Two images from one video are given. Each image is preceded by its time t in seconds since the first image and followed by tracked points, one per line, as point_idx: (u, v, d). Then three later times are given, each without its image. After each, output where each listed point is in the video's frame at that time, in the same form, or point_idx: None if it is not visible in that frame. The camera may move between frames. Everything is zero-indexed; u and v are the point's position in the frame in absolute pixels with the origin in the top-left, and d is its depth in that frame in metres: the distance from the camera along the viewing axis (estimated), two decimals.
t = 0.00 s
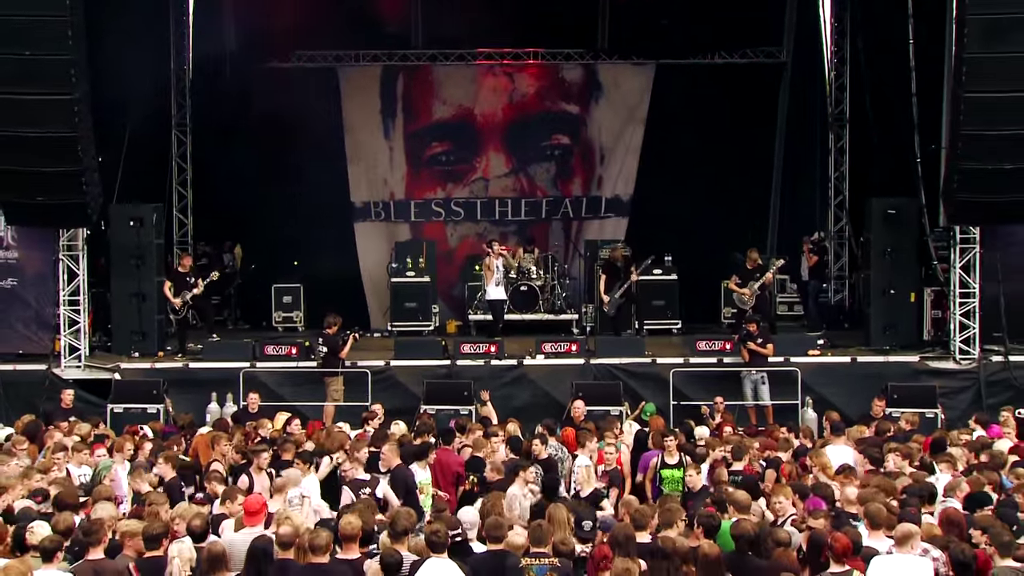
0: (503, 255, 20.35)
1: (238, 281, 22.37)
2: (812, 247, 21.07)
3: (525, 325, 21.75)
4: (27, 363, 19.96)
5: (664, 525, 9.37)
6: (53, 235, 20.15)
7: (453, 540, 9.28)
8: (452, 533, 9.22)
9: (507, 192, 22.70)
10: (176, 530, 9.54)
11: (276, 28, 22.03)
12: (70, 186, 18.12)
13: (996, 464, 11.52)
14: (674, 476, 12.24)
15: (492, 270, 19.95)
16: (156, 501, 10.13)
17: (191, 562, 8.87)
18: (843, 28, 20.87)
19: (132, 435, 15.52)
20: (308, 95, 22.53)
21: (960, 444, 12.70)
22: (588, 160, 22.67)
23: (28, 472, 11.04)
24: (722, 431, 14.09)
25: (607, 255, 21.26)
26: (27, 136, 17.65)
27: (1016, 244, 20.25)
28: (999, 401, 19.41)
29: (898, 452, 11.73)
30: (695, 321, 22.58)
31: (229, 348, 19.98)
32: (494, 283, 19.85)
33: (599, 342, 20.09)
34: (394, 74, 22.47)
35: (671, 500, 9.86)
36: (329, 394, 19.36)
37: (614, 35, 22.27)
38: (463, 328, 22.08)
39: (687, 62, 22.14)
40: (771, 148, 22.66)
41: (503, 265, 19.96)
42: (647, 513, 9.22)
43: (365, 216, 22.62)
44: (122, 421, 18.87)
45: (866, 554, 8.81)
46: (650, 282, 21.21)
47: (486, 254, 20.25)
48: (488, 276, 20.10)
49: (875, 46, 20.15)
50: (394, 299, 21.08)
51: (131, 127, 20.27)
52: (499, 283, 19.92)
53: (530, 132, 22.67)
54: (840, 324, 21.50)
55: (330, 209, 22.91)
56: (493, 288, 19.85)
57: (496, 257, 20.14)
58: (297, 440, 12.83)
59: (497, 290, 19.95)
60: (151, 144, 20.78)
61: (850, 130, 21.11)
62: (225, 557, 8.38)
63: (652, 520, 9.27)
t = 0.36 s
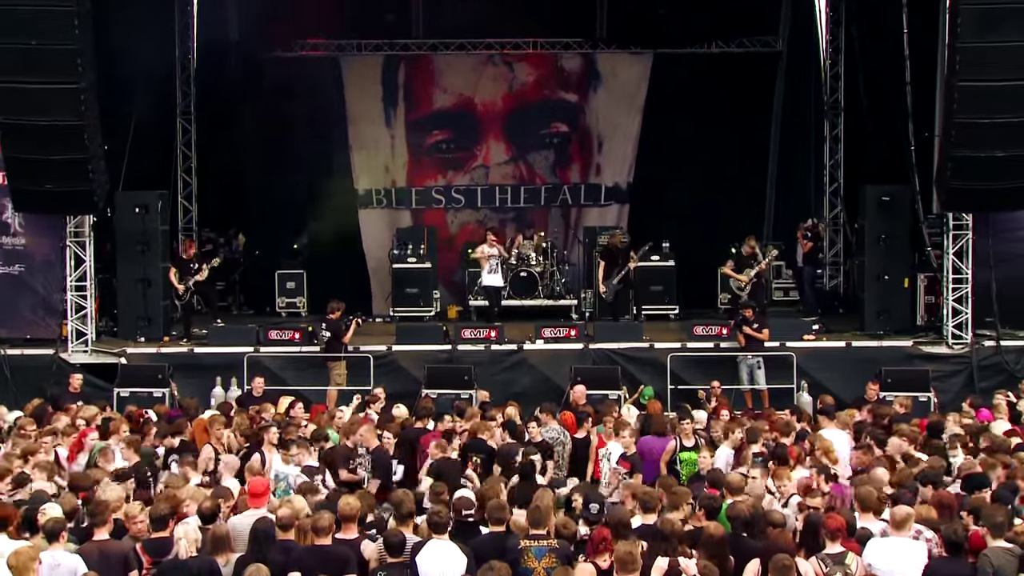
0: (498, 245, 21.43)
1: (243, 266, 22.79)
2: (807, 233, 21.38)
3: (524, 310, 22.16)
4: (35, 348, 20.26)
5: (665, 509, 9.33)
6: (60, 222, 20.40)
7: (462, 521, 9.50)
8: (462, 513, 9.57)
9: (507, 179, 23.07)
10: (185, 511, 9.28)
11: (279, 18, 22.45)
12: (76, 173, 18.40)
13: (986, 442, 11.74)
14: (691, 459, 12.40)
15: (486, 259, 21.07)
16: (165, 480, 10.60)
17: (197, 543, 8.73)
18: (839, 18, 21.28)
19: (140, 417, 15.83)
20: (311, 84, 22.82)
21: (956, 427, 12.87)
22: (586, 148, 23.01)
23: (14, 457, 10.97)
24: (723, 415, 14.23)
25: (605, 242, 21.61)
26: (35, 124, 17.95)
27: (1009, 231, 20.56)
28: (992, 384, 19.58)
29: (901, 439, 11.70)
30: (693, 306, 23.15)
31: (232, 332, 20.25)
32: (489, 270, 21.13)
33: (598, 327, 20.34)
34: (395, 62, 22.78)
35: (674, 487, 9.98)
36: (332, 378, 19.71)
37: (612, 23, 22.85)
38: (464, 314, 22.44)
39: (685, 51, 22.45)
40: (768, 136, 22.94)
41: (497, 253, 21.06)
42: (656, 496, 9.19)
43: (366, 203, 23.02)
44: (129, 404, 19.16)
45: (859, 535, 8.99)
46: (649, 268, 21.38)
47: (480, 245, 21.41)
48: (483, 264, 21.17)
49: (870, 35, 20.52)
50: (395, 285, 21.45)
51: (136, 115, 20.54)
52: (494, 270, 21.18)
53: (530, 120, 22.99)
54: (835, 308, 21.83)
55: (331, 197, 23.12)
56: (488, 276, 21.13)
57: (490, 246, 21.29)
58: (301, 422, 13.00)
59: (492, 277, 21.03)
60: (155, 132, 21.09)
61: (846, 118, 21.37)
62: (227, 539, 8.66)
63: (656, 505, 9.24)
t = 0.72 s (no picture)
0: (491, 230, 22.18)
1: (243, 253, 22.89)
2: (805, 220, 21.47)
3: (525, 296, 22.22)
4: (38, 334, 20.34)
5: (678, 493, 9.34)
6: (62, 209, 20.47)
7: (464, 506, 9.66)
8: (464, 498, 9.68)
9: (507, 166, 23.19)
10: (184, 496, 9.61)
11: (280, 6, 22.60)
12: (79, 160, 18.49)
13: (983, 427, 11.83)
14: (700, 446, 12.68)
15: (476, 241, 21.93)
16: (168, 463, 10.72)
17: (196, 527, 8.72)
18: (837, 5, 21.35)
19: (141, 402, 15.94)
20: (314, 72, 23.17)
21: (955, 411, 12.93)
22: (586, 135, 23.08)
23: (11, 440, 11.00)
24: (720, 401, 14.26)
25: (604, 229, 21.72)
26: (37, 111, 18.04)
27: (1004, 217, 20.70)
28: (988, 370, 19.67)
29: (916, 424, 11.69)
30: (692, 293, 23.31)
31: (233, 319, 20.33)
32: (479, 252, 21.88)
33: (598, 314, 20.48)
34: (395, 50, 22.86)
35: (681, 471, 10.01)
36: (334, 364, 19.74)
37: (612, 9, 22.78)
38: (463, 300, 22.52)
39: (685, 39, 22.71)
40: (767, 123, 23.13)
41: (487, 237, 21.85)
42: (670, 480, 9.28)
43: (365, 189, 23.09)
44: (131, 390, 19.24)
45: (858, 520, 9.03)
46: (648, 255, 21.47)
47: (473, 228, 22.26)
48: (473, 246, 21.96)
49: (869, 23, 20.60)
50: (395, 272, 21.58)
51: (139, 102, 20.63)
52: (484, 252, 21.89)
53: (529, 107, 23.09)
54: (832, 295, 21.90)
55: (334, 182, 23.52)
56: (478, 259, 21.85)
57: (483, 231, 22.07)
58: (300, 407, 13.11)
59: (481, 261, 21.81)
60: (157, 119, 21.17)
61: (844, 105, 21.50)
62: (226, 524, 8.70)
63: (674, 490, 9.34)
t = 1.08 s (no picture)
0: (474, 222, 21.94)
1: (242, 244, 22.94)
2: (803, 211, 21.54)
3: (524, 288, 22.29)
4: (39, 325, 20.40)
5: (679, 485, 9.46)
6: (62, 200, 20.49)
7: (459, 497, 9.74)
8: (458, 489, 9.74)
9: (507, 158, 23.25)
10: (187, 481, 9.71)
11: None
12: (82, 151, 18.54)
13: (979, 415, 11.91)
14: (714, 435, 12.38)
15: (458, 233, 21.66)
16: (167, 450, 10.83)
17: (195, 517, 8.53)
18: None
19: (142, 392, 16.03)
20: (314, 64, 23.23)
21: (953, 399, 12.98)
22: (586, 127, 23.19)
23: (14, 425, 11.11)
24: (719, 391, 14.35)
25: (603, 220, 21.79)
26: (39, 103, 18.09)
27: (1002, 209, 20.78)
28: (985, 361, 19.74)
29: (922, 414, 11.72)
30: (689, 284, 23.41)
31: (234, 310, 20.43)
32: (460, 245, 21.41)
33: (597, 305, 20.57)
34: (395, 41, 23.05)
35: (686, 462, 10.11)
36: (334, 355, 19.84)
37: None
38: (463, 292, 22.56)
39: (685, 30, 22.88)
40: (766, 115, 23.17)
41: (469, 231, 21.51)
42: (672, 472, 9.30)
43: (365, 181, 23.22)
44: (131, 381, 19.31)
45: (855, 510, 9.12)
46: (647, 245, 21.54)
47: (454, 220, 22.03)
48: (456, 238, 21.68)
49: (867, 14, 20.77)
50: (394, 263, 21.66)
51: (139, 93, 20.69)
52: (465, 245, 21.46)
53: (529, 99, 23.21)
54: (831, 286, 21.96)
55: (334, 175, 23.50)
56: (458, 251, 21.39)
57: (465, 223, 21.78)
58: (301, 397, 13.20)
59: (462, 254, 21.49)
60: (158, 110, 21.25)
61: (842, 97, 21.70)
62: (227, 515, 8.78)
63: (675, 481, 9.37)
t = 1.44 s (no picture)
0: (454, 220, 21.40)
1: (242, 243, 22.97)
2: (803, 209, 21.58)
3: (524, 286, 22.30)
4: (39, 324, 20.39)
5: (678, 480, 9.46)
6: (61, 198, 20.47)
7: (459, 494, 9.87)
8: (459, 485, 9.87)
9: (507, 156, 23.29)
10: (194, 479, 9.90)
11: None
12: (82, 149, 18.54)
13: (983, 412, 11.87)
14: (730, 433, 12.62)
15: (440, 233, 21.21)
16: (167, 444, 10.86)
17: (192, 517, 8.49)
18: None
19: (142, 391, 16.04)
20: (314, 63, 23.20)
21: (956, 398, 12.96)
22: (586, 125, 23.24)
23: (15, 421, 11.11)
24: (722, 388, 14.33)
25: (603, 218, 21.89)
26: (39, 101, 18.09)
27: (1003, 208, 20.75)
28: (985, 359, 19.71)
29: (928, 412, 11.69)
30: (689, 283, 23.42)
31: (234, 308, 20.29)
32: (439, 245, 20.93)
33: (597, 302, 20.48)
34: (395, 40, 23.07)
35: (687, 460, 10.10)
36: (334, 353, 19.90)
37: None
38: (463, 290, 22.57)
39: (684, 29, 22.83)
40: (766, 114, 23.17)
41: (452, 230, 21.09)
42: (669, 470, 9.37)
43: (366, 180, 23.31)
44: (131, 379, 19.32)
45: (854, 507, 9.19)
46: (648, 243, 21.63)
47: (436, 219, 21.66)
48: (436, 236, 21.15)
49: (866, 13, 20.76)
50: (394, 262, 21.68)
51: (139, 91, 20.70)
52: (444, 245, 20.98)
53: (529, 98, 23.24)
54: (831, 285, 21.97)
55: (334, 173, 23.50)
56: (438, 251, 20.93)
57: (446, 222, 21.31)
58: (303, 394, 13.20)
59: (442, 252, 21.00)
60: (158, 108, 21.28)
61: (841, 95, 21.66)
62: (229, 514, 8.77)
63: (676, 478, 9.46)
